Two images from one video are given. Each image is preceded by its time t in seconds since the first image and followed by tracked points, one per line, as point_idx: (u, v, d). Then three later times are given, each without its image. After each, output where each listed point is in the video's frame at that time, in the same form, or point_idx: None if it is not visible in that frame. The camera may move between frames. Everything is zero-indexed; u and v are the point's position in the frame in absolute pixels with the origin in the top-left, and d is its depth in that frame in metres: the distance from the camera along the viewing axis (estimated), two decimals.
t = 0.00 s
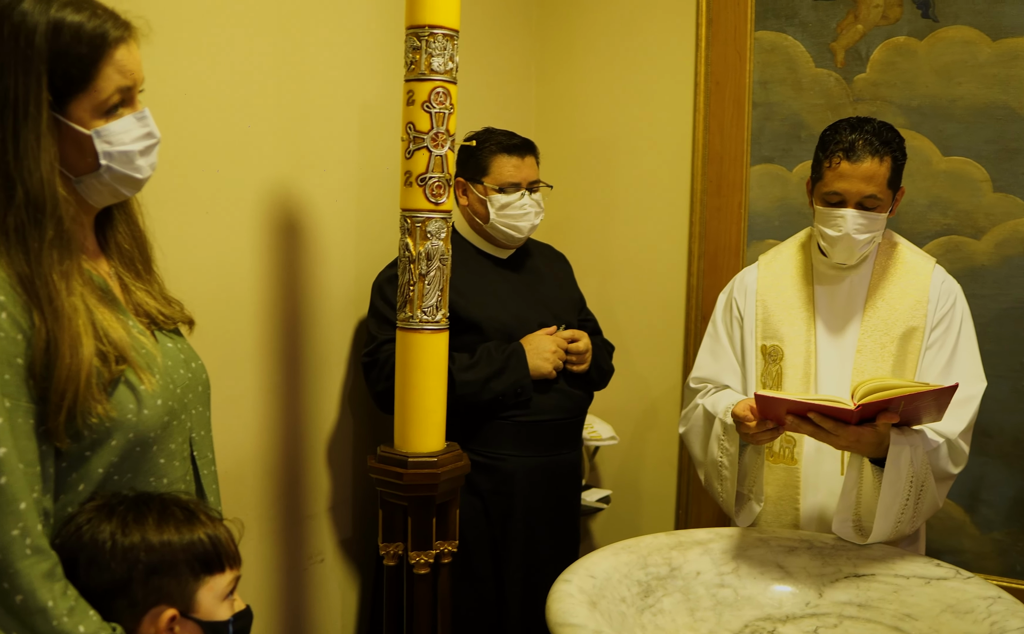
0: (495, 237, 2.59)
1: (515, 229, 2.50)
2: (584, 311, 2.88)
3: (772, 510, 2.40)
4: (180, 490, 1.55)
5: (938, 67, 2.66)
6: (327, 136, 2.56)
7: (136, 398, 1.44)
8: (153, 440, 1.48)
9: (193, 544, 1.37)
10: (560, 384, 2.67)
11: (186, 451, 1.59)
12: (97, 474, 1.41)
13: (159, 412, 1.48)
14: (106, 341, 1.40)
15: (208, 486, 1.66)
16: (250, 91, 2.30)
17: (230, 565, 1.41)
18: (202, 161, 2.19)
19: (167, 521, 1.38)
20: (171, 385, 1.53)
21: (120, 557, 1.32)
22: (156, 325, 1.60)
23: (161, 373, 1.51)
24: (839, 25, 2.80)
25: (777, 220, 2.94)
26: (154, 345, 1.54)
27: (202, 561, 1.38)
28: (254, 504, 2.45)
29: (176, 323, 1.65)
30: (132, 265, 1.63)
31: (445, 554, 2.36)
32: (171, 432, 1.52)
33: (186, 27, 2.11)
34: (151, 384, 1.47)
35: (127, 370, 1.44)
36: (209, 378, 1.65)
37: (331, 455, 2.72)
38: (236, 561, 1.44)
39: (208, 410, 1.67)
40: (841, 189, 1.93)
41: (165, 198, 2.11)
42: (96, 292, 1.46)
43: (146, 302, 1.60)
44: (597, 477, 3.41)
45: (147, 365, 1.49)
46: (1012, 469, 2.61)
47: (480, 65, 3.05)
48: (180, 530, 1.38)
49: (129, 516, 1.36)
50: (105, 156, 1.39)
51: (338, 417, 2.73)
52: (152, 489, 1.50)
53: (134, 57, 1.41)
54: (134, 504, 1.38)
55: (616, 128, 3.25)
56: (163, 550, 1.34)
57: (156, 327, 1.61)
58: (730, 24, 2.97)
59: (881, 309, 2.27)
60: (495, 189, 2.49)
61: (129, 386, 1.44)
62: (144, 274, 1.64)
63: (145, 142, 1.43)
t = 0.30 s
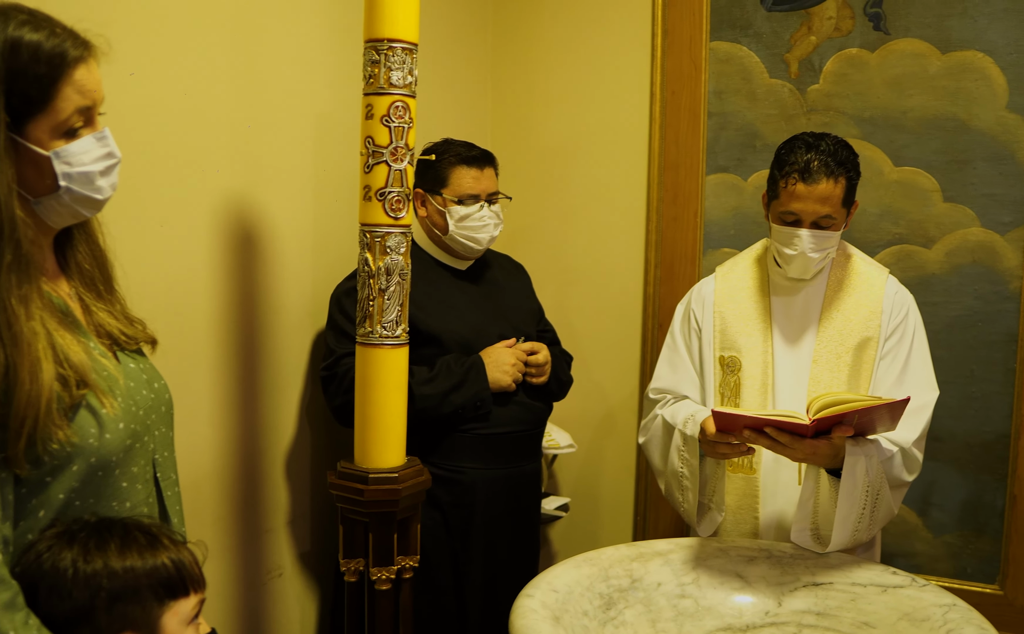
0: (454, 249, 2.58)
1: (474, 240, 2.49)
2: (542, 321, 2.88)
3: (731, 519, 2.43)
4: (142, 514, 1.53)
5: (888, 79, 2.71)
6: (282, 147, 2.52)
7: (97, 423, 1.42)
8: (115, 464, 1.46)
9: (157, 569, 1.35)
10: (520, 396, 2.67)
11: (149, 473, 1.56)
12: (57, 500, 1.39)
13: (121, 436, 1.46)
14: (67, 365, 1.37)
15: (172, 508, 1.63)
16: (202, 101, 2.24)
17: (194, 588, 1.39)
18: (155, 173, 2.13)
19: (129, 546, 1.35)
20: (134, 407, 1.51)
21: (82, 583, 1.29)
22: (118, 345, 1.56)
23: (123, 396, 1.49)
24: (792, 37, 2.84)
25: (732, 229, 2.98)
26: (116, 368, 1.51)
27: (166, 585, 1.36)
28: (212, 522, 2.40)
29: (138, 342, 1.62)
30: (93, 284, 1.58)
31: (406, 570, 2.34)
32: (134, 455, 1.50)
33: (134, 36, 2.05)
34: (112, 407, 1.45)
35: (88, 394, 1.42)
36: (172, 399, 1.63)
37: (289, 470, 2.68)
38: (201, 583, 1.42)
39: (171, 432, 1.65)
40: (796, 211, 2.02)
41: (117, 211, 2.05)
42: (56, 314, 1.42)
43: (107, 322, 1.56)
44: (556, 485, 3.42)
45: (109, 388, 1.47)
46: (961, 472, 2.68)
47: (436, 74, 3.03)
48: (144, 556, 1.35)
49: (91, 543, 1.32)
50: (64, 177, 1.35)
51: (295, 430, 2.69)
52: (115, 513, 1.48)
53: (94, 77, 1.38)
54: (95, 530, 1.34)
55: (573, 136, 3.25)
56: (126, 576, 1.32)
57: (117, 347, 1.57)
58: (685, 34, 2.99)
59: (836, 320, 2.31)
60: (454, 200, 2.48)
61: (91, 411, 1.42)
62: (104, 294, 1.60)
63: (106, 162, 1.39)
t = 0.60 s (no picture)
0: (410, 258, 2.55)
1: (431, 250, 2.46)
2: (499, 330, 2.86)
3: (688, 527, 2.42)
4: (98, 538, 1.51)
5: (841, 88, 2.74)
6: (235, 156, 2.47)
7: (51, 446, 1.43)
8: (70, 488, 1.46)
9: (122, 595, 1.26)
10: (477, 406, 2.65)
11: (105, 496, 1.56)
12: (9, 525, 1.38)
13: (76, 459, 1.47)
14: (19, 389, 1.38)
15: (129, 529, 1.62)
16: (151, 110, 2.18)
17: (159, 616, 1.30)
18: (104, 183, 2.07)
19: (94, 570, 1.26)
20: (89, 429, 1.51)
21: (46, 610, 1.19)
22: (70, 365, 1.54)
23: (78, 418, 1.49)
24: (747, 45, 2.85)
25: (688, 235, 2.99)
26: (71, 390, 1.51)
27: (131, 611, 1.27)
28: (166, 541, 2.34)
29: (94, 361, 1.60)
30: (47, 303, 1.55)
31: (365, 585, 2.28)
32: (90, 478, 1.50)
33: (78, 43, 1.98)
34: (67, 431, 1.46)
35: (42, 417, 1.42)
36: (129, 419, 1.63)
37: (244, 485, 2.63)
38: (163, 612, 1.33)
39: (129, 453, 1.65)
40: (755, 224, 2.09)
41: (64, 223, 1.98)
42: (9, 337, 1.43)
43: (60, 341, 1.54)
44: (514, 492, 3.41)
45: (63, 410, 1.47)
46: (913, 476, 2.73)
47: (390, 81, 3.00)
48: (109, 580, 1.26)
49: (53, 568, 1.24)
50: (16, 195, 1.33)
51: (250, 444, 2.64)
52: (71, 538, 1.46)
53: (46, 93, 1.37)
54: (59, 554, 1.26)
55: (530, 143, 3.23)
56: (91, 600, 1.23)
57: (71, 366, 1.56)
58: (640, 42, 3.00)
59: (792, 328, 2.32)
60: (410, 210, 2.45)
61: (45, 434, 1.43)
62: (59, 313, 1.57)
63: (59, 179, 1.37)
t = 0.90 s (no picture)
0: (371, 266, 2.51)
1: (392, 258, 2.43)
2: (462, 338, 2.83)
3: (652, 534, 2.40)
4: (56, 559, 1.52)
5: (800, 94, 2.75)
6: (191, 162, 2.40)
7: (7, 469, 1.44)
8: (27, 509, 1.47)
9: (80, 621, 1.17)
10: (440, 416, 2.61)
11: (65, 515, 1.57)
12: None
13: (33, 481, 1.48)
14: None
15: (88, 549, 1.58)
16: (101, 116, 2.11)
17: None
18: (53, 190, 2.00)
19: (51, 596, 1.18)
20: (47, 449, 1.52)
21: None
22: (28, 383, 1.55)
23: (35, 439, 1.50)
24: (707, 51, 2.86)
25: (649, 241, 2.99)
26: (28, 409, 1.52)
27: None
28: (122, 558, 2.26)
29: (53, 377, 1.60)
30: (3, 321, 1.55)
31: (327, 598, 2.22)
32: (47, 499, 1.52)
33: (26, 46, 1.91)
34: (23, 452, 1.47)
35: None
36: (89, 436, 1.64)
37: (205, 498, 2.55)
38: None
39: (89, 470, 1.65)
40: (718, 232, 2.09)
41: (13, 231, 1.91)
42: None
43: (16, 358, 1.54)
44: (477, 499, 3.38)
45: (19, 431, 1.48)
46: (873, 479, 2.75)
47: (347, 85, 2.95)
48: (67, 606, 1.18)
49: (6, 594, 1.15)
50: None
51: (211, 456, 2.56)
52: (27, 560, 1.48)
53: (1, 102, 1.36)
54: (14, 580, 1.18)
55: (492, 148, 3.21)
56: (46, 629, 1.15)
57: (29, 384, 1.56)
58: (601, 47, 2.99)
59: (756, 336, 2.33)
60: (371, 218, 2.41)
61: None
62: (15, 329, 1.57)
63: (15, 195, 1.37)
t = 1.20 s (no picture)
0: (337, 274, 2.45)
1: (357, 266, 2.37)
2: (430, 345, 2.78)
3: (623, 543, 2.36)
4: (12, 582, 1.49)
5: (769, 99, 2.75)
6: (152, 166, 2.33)
7: None
8: None
9: None
10: (408, 425, 2.55)
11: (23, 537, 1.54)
12: None
13: None
14: None
15: (48, 572, 1.56)
16: (58, 119, 2.03)
17: None
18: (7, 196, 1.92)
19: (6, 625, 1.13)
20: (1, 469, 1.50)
21: None
22: None
23: None
24: (675, 55, 2.84)
25: (619, 246, 2.97)
26: None
27: None
28: (83, 575, 2.18)
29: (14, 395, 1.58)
30: None
31: (295, 614, 2.15)
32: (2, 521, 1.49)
33: None
34: None
35: None
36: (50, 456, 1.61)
37: (169, 512, 2.47)
38: None
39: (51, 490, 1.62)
40: (687, 237, 2.07)
41: None
42: None
43: None
44: (446, 506, 3.34)
45: None
46: (844, 484, 2.75)
47: (311, 88, 2.90)
48: None
49: None
50: None
51: (176, 468, 2.48)
52: None
53: None
54: None
55: (460, 152, 3.16)
56: None
57: None
58: (569, 51, 2.96)
59: (726, 341, 2.31)
60: (336, 225, 2.35)
61: None
62: None
63: None
